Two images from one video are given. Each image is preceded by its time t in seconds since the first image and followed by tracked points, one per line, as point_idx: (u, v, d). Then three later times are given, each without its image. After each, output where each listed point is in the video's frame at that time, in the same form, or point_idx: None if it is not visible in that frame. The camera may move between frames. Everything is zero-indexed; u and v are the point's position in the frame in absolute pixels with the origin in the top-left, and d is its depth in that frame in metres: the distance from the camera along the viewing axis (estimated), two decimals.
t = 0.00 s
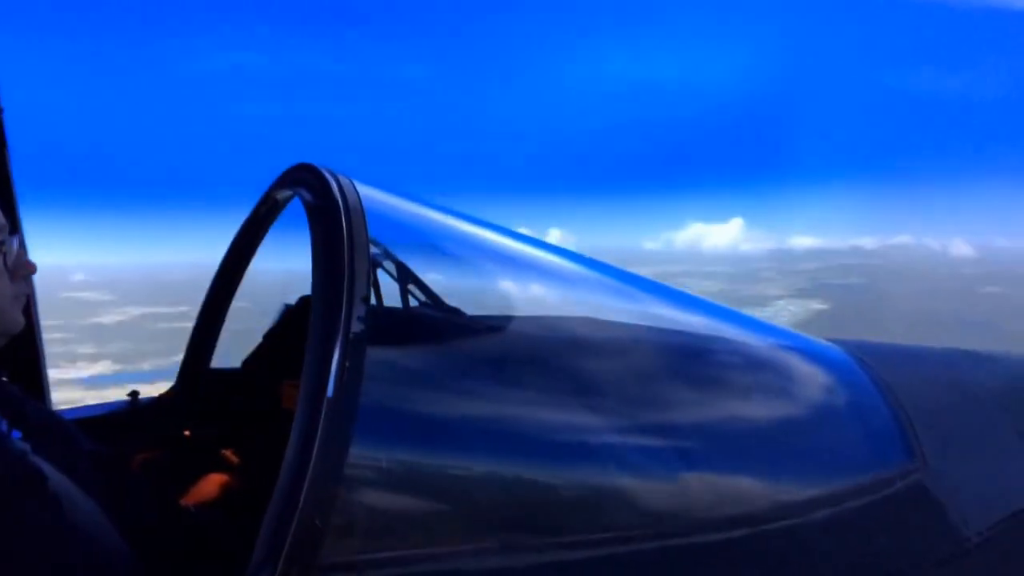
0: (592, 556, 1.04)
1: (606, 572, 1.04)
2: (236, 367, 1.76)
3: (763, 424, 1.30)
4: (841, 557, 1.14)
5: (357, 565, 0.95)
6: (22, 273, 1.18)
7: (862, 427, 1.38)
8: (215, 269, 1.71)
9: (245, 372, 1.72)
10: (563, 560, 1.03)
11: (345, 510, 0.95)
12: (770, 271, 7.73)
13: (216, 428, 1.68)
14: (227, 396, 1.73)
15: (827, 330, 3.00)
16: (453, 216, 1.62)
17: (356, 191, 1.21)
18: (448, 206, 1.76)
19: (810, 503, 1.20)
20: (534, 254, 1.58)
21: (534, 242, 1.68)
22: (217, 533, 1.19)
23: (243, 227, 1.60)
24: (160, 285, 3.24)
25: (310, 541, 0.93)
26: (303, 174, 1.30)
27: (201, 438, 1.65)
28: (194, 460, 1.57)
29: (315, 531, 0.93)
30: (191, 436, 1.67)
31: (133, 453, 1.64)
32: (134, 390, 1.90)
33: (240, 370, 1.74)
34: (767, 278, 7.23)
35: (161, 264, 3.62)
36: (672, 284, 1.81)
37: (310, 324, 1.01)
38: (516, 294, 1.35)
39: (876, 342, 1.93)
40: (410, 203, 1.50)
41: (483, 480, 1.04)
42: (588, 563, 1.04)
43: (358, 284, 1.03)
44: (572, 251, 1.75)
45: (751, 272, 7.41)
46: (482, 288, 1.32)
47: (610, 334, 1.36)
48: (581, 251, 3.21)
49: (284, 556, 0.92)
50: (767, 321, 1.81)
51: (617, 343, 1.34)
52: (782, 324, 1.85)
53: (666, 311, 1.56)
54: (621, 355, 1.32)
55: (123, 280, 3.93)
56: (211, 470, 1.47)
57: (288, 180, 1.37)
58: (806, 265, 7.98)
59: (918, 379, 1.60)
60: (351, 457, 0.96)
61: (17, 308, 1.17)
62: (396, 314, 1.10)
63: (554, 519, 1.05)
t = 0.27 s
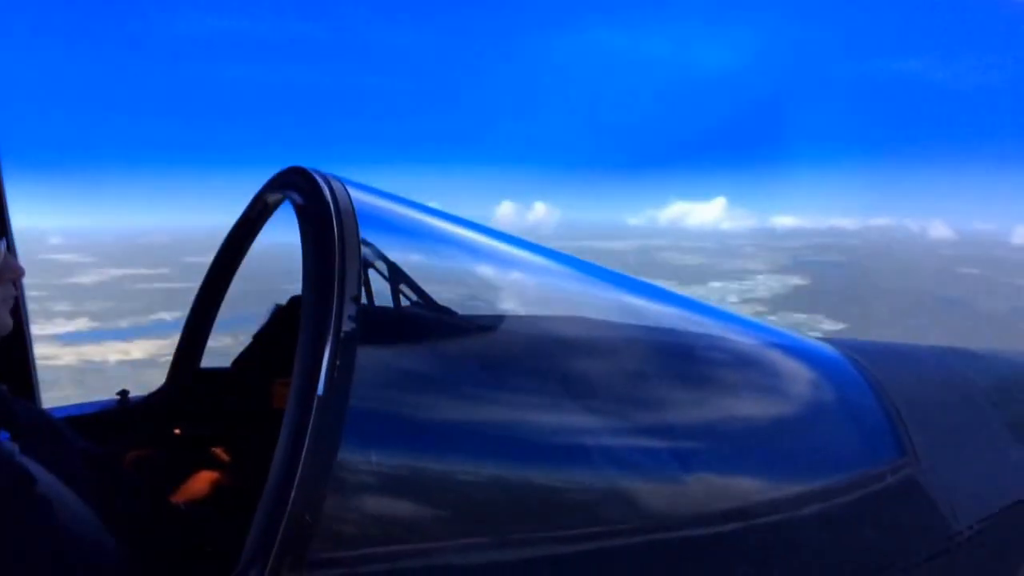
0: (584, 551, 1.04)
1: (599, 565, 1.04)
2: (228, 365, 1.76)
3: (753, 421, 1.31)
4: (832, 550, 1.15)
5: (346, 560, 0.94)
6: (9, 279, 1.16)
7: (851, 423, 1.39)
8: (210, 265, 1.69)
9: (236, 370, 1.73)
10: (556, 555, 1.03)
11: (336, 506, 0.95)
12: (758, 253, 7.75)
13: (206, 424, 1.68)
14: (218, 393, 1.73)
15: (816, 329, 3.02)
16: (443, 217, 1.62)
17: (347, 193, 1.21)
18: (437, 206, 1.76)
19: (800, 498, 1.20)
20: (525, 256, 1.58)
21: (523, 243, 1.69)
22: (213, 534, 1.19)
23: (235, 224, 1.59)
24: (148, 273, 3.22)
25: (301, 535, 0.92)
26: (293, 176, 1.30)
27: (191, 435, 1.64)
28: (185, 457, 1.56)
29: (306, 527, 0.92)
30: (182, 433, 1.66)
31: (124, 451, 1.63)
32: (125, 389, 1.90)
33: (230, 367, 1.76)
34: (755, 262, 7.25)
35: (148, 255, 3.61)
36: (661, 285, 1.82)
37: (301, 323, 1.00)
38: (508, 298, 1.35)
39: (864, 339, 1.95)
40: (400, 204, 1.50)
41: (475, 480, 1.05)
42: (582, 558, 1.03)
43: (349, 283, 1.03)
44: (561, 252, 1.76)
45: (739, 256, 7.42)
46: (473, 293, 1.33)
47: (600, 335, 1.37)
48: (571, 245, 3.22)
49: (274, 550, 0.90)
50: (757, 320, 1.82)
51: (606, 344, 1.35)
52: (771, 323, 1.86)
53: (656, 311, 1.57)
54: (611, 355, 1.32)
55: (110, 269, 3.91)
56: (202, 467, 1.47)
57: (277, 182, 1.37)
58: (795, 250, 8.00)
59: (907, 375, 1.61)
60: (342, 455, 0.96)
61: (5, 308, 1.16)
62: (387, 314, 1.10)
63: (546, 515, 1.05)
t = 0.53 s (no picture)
0: (577, 545, 1.05)
1: (592, 559, 1.04)
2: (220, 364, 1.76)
3: (744, 418, 1.32)
4: (823, 544, 1.16)
5: (339, 554, 0.94)
6: None
7: (844, 418, 1.40)
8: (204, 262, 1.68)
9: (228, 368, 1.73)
10: (549, 549, 1.03)
11: (328, 502, 0.95)
12: (747, 247, 7.77)
13: (197, 422, 1.67)
14: (209, 391, 1.73)
15: (804, 326, 3.04)
16: (433, 219, 1.63)
17: (340, 198, 1.21)
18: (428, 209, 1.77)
19: (791, 493, 1.21)
20: (515, 256, 1.59)
21: (515, 245, 1.69)
22: (205, 532, 1.18)
23: (228, 229, 1.59)
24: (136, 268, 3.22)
25: (293, 532, 0.92)
26: (285, 182, 1.30)
27: (182, 433, 1.64)
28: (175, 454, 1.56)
29: (298, 523, 0.92)
30: (173, 431, 1.66)
31: (115, 449, 1.63)
32: (116, 389, 1.90)
33: (223, 369, 1.75)
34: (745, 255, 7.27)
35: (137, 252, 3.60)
36: (651, 284, 1.83)
37: (293, 322, 1.00)
38: (501, 298, 1.36)
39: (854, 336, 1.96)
40: (391, 206, 1.50)
41: (468, 478, 1.05)
42: (575, 552, 1.04)
43: (342, 284, 1.03)
44: (551, 254, 1.76)
45: (729, 250, 7.44)
46: (467, 292, 1.33)
47: (591, 333, 1.37)
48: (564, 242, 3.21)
49: (267, 546, 0.90)
50: (747, 318, 1.83)
51: (598, 343, 1.35)
52: (761, 321, 1.87)
53: (647, 310, 1.58)
54: (602, 353, 1.33)
55: (97, 267, 3.90)
56: (193, 463, 1.46)
57: (269, 188, 1.36)
58: (784, 243, 8.01)
59: (897, 371, 1.62)
60: (334, 452, 0.96)
61: None
62: (380, 314, 1.10)
63: (540, 511, 1.06)
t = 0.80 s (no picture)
0: (571, 542, 1.05)
1: (586, 556, 1.04)
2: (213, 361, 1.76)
3: (738, 414, 1.32)
4: (816, 540, 1.16)
5: (332, 551, 0.94)
6: None
7: (836, 415, 1.40)
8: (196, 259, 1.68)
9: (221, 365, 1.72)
10: (543, 546, 1.03)
11: (322, 500, 0.95)
12: (740, 245, 7.79)
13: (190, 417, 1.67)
14: (202, 388, 1.73)
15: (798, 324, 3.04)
16: (427, 215, 1.63)
17: (333, 193, 1.21)
18: (426, 208, 1.77)
19: (784, 489, 1.21)
20: (509, 252, 1.59)
21: (509, 242, 1.69)
22: (198, 528, 1.18)
23: (221, 226, 1.59)
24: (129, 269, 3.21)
25: (287, 529, 0.92)
26: (277, 177, 1.30)
27: (174, 429, 1.64)
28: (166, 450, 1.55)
29: (291, 520, 0.92)
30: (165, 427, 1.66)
31: (107, 446, 1.63)
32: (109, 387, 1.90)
33: (217, 365, 1.75)
34: (737, 254, 7.29)
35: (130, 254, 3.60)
36: (645, 281, 1.83)
37: (286, 319, 1.00)
38: (494, 293, 1.36)
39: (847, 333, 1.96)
40: (385, 202, 1.50)
41: (462, 474, 1.05)
42: (568, 549, 1.04)
43: (334, 281, 1.03)
44: (545, 250, 1.76)
45: (722, 249, 7.45)
46: (459, 288, 1.33)
47: (585, 330, 1.38)
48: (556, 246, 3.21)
49: (260, 544, 0.90)
50: (740, 315, 1.83)
51: (592, 339, 1.35)
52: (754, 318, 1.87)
53: (641, 307, 1.58)
54: (596, 349, 1.33)
55: (90, 268, 3.89)
56: (185, 458, 1.45)
57: (261, 182, 1.36)
58: (776, 241, 8.03)
59: (889, 367, 1.63)
60: (327, 449, 0.96)
61: None
62: (374, 311, 1.10)
63: (533, 508, 1.06)
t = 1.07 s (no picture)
0: (564, 540, 1.05)
1: (580, 555, 1.05)
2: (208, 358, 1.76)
3: (732, 411, 1.32)
4: (809, 538, 1.17)
5: (328, 549, 0.94)
6: None
7: (831, 413, 1.40)
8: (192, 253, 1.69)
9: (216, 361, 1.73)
10: (536, 545, 1.04)
11: (317, 498, 0.95)
12: (735, 244, 7.80)
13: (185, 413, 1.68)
14: (196, 384, 1.74)
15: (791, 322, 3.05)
16: (422, 211, 1.63)
17: (327, 188, 1.21)
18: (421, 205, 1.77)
19: (777, 487, 1.21)
20: (504, 249, 1.59)
21: (505, 238, 1.70)
22: (193, 524, 1.19)
23: (217, 220, 1.59)
24: (124, 274, 3.21)
25: (282, 527, 0.92)
26: (272, 171, 1.30)
27: (169, 425, 1.64)
28: (160, 447, 1.55)
29: (286, 518, 0.93)
30: (160, 424, 1.66)
31: (103, 443, 1.63)
32: (105, 384, 1.90)
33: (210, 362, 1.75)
34: (733, 253, 7.30)
35: (125, 258, 3.60)
36: (640, 278, 1.84)
37: (280, 317, 1.00)
38: (489, 291, 1.37)
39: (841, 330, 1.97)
40: (380, 198, 1.50)
41: (457, 472, 1.05)
42: (562, 548, 1.04)
43: (328, 277, 1.03)
44: (540, 246, 1.77)
45: (717, 249, 7.45)
46: (454, 287, 1.34)
47: (579, 326, 1.38)
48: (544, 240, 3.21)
49: (256, 542, 0.91)
50: (735, 313, 1.83)
51: (586, 336, 1.36)
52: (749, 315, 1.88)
53: (635, 304, 1.58)
54: (590, 347, 1.33)
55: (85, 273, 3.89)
56: (181, 456, 1.45)
57: (256, 178, 1.37)
58: (771, 241, 8.03)
59: (884, 364, 1.63)
60: (322, 446, 0.97)
61: None
62: (368, 308, 1.10)
63: (527, 505, 1.06)
